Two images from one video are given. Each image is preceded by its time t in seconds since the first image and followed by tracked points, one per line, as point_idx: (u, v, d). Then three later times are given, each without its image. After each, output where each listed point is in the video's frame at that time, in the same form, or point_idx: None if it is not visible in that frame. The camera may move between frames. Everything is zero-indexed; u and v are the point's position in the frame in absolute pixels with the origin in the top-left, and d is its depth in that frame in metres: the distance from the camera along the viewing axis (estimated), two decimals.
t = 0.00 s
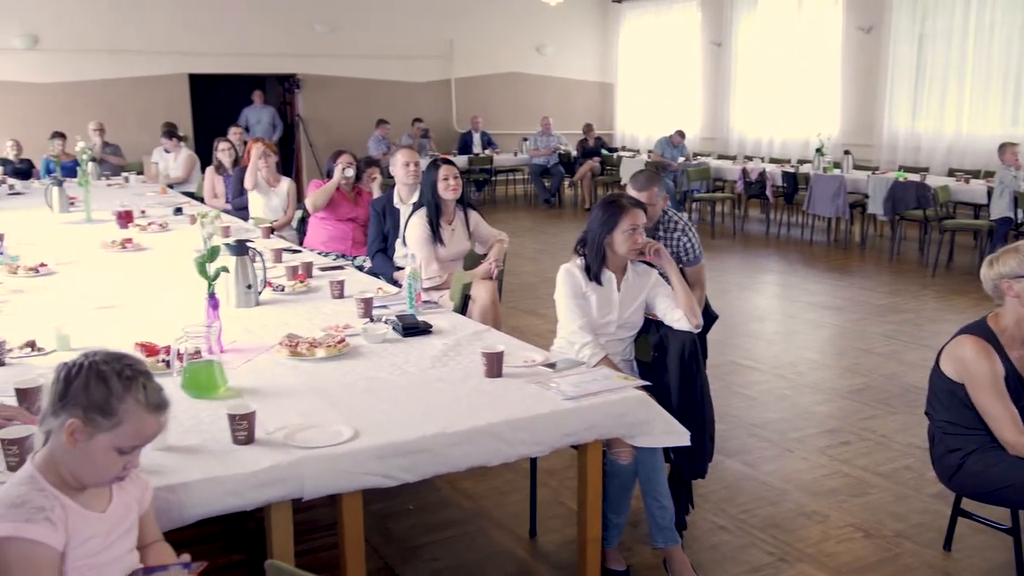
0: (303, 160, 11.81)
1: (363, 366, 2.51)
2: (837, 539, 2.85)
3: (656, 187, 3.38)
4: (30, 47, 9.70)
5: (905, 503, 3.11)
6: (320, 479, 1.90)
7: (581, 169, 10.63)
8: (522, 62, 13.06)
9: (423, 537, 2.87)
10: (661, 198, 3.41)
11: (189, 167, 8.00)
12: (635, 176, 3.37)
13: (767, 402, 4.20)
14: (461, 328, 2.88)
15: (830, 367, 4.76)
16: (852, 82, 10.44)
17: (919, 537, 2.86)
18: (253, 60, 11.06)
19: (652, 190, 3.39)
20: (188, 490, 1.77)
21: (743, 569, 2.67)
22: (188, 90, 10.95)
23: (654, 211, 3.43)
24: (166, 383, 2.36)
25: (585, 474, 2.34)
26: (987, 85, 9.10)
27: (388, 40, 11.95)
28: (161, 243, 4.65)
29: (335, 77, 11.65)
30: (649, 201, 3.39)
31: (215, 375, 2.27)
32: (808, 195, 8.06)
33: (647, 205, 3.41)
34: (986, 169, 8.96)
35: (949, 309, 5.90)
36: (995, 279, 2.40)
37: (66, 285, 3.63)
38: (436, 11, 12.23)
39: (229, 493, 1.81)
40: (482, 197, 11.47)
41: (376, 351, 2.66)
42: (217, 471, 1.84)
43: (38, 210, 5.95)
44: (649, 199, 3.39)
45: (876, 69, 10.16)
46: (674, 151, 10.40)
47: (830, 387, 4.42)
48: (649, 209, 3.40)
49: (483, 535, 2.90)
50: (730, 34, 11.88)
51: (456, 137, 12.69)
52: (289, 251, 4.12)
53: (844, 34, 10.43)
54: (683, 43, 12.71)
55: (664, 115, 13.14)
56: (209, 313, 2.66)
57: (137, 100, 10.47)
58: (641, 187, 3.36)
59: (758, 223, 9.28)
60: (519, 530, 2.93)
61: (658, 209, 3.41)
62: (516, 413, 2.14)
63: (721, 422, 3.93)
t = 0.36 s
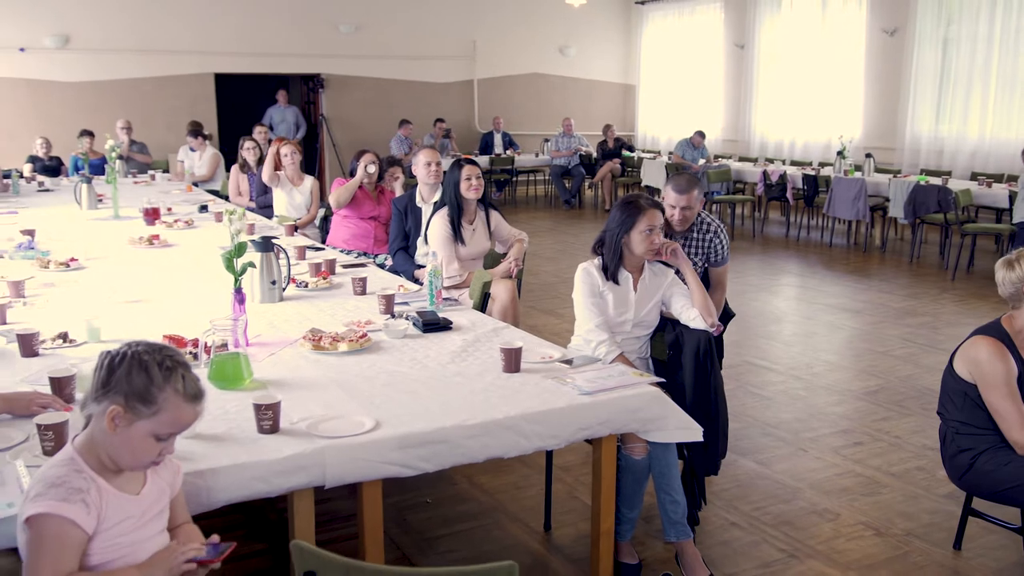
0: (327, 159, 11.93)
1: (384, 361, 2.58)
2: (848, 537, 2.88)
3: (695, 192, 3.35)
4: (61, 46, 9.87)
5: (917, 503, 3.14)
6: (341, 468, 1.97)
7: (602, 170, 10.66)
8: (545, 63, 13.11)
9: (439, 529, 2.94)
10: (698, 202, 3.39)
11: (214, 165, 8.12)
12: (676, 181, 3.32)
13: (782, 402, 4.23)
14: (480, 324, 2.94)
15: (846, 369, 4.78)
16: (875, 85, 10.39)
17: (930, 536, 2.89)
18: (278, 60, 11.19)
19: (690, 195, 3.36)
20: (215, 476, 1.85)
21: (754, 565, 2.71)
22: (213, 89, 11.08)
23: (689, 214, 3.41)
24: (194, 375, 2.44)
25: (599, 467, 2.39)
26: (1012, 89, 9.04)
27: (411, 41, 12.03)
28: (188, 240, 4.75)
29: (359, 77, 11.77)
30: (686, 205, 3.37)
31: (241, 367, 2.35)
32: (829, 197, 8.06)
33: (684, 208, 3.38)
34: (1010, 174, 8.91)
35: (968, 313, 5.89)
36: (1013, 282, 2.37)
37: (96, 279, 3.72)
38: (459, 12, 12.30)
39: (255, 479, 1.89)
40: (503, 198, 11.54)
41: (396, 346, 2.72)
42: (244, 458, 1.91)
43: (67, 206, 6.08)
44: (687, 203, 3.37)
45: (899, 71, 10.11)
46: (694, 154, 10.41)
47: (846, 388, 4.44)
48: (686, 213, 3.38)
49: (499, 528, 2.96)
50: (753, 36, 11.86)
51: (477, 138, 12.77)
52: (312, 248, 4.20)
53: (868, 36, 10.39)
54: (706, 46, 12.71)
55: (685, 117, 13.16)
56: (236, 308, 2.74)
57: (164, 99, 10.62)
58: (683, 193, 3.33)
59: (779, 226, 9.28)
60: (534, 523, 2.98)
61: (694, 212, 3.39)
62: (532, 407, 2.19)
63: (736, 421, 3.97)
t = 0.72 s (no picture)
0: (336, 156, 11.99)
1: (396, 352, 2.63)
2: (851, 530, 2.93)
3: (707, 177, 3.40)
4: (75, 43, 9.96)
5: (920, 498, 3.18)
6: (355, 453, 2.02)
7: (610, 169, 10.69)
8: (554, 62, 13.15)
9: (449, 519, 2.99)
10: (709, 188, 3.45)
11: (225, 162, 8.18)
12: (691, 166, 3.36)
13: (788, 398, 4.28)
14: (490, 318, 3.00)
15: (852, 367, 4.82)
16: (883, 85, 10.40)
17: (932, 530, 2.93)
18: (289, 58, 11.26)
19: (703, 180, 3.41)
20: (234, 459, 1.91)
21: (758, 556, 2.76)
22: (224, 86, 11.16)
23: (704, 199, 3.45)
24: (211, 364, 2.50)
25: (606, 458, 2.44)
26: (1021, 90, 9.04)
27: (421, 39, 12.09)
28: (202, 235, 4.82)
29: (369, 75, 11.83)
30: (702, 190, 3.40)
31: (257, 356, 2.41)
32: (836, 197, 8.08)
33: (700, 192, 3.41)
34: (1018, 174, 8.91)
35: (975, 313, 5.92)
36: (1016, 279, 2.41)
37: (113, 272, 3.79)
38: (468, 11, 12.36)
39: (272, 464, 1.95)
40: (511, 196, 11.59)
41: (408, 337, 2.78)
42: (262, 443, 1.97)
43: (82, 201, 6.16)
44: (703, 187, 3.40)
45: (908, 72, 10.12)
46: (702, 153, 10.42)
47: (852, 386, 4.49)
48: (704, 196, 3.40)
49: (507, 517, 3.01)
50: (762, 36, 11.88)
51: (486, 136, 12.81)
52: (324, 243, 4.26)
53: (877, 36, 10.40)
54: (714, 45, 12.73)
55: (694, 117, 13.18)
56: (251, 299, 2.79)
57: (176, 97, 10.71)
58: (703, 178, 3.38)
59: (786, 225, 9.31)
60: (542, 514, 3.04)
61: (710, 196, 3.43)
62: (541, 397, 2.25)
63: (742, 417, 4.01)
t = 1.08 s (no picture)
0: (377, 153, 12.08)
1: (437, 350, 2.66)
2: (893, 535, 2.89)
3: (724, 163, 3.49)
4: (123, 42, 10.18)
5: (965, 503, 3.13)
6: (396, 450, 2.05)
7: (650, 167, 10.61)
8: (594, 59, 13.11)
9: (487, 516, 3.02)
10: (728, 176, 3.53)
11: (268, 158, 8.28)
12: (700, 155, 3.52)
13: (829, 400, 4.23)
14: (530, 317, 3.01)
15: (895, 369, 4.75)
16: (930, 82, 10.21)
17: (977, 536, 2.89)
18: (332, 55, 11.38)
19: (720, 166, 3.53)
20: (278, 455, 1.94)
21: (798, 559, 2.74)
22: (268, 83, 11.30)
23: (723, 188, 3.56)
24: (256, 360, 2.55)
25: (645, 458, 2.45)
26: None
27: (462, 36, 12.14)
28: (246, 231, 4.90)
29: (410, 72, 11.90)
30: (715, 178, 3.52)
31: (300, 353, 2.45)
32: (880, 196, 7.95)
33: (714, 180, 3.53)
34: None
35: None
36: None
37: (160, 268, 3.87)
38: (509, 8, 12.37)
39: (315, 460, 1.98)
40: (550, 193, 11.58)
41: (448, 335, 2.80)
42: (304, 438, 2.00)
43: (130, 197, 6.29)
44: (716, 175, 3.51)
45: (956, 69, 9.91)
46: (744, 150, 10.30)
47: (895, 388, 4.42)
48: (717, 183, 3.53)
49: (546, 516, 3.03)
50: (806, 32, 11.73)
51: (526, 133, 12.82)
52: (366, 241, 4.30)
53: (924, 33, 10.21)
54: (757, 42, 12.59)
55: (736, 114, 13.05)
56: (295, 296, 2.83)
57: (221, 94, 10.86)
58: (713, 162, 3.48)
59: (829, 224, 9.18)
60: (580, 513, 3.05)
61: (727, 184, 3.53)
62: (579, 397, 2.26)
63: (782, 418, 3.98)
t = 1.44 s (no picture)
0: (408, 152, 12.12)
1: (476, 350, 2.66)
2: (934, 541, 2.86)
3: (749, 158, 3.63)
4: (159, 40, 10.29)
5: (1007, 510, 3.08)
6: (438, 451, 2.05)
7: (682, 167, 10.48)
8: (626, 58, 13.06)
9: (522, 517, 3.02)
10: (754, 171, 3.65)
11: (301, 157, 8.33)
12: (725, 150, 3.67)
13: (866, 403, 4.19)
14: (567, 318, 3.01)
15: (932, 373, 4.69)
16: (968, 82, 10.04)
17: (1020, 544, 2.84)
18: (364, 53, 11.42)
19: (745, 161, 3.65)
20: (323, 455, 1.95)
21: (838, 564, 2.72)
22: (301, 82, 11.37)
23: (750, 183, 3.66)
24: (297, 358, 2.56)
25: (685, 460, 2.44)
26: None
27: (494, 35, 12.14)
28: (281, 229, 4.93)
29: (441, 71, 11.92)
30: (739, 171, 3.64)
31: (341, 352, 2.46)
32: (916, 197, 7.84)
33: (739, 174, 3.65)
34: None
35: None
36: None
37: (198, 265, 3.90)
38: (541, 8, 12.35)
39: (357, 459, 1.99)
40: (581, 192, 11.55)
41: (486, 335, 2.81)
42: (347, 438, 2.01)
43: (165, 195, 6.35)
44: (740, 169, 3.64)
45: (995, 68, 9.74)
46: (777, 150, 10.20)
47: (932, 392, 4.37)
48: (740, 176, 3.64)
49: (582, 517, 3.03)
50: (840, 31, 11.60)
51: (557, 132, 12.79)
52: (401, 240, 4.31)
53: (962, 31, 10.04)
54: (791, 41, 12.46)
55: (769, 114, 12.94)
56: (334, 295, 2.85)
57: (255, 93, 10.95)
58: (736, 155, 3.65)
59: (862, 225, 9.07)
60: (616, 514, 3.04)
61: (754, 179, 3.64)
62: (620, 399, 2.25)
63: (818, 421, 3.95)
